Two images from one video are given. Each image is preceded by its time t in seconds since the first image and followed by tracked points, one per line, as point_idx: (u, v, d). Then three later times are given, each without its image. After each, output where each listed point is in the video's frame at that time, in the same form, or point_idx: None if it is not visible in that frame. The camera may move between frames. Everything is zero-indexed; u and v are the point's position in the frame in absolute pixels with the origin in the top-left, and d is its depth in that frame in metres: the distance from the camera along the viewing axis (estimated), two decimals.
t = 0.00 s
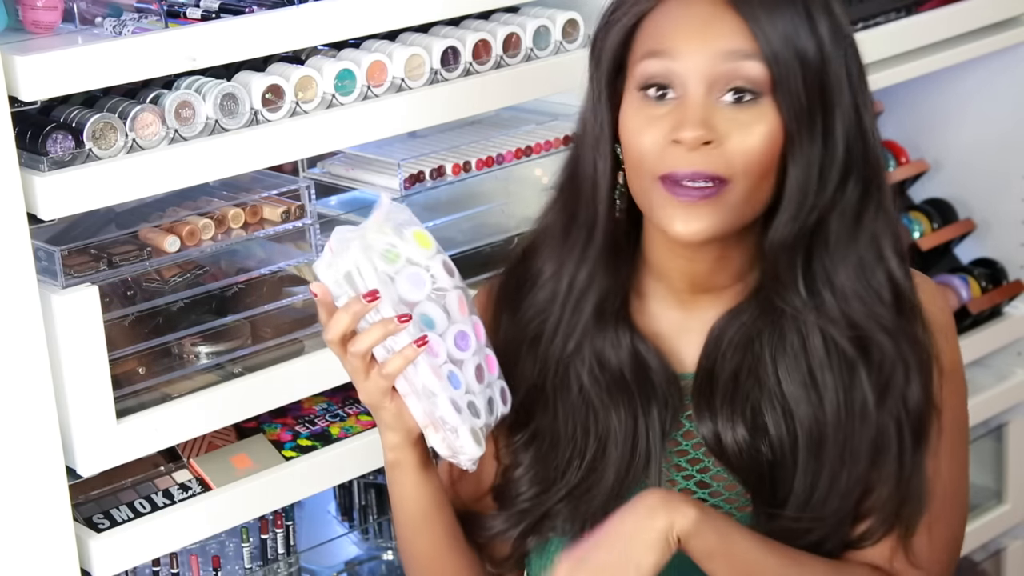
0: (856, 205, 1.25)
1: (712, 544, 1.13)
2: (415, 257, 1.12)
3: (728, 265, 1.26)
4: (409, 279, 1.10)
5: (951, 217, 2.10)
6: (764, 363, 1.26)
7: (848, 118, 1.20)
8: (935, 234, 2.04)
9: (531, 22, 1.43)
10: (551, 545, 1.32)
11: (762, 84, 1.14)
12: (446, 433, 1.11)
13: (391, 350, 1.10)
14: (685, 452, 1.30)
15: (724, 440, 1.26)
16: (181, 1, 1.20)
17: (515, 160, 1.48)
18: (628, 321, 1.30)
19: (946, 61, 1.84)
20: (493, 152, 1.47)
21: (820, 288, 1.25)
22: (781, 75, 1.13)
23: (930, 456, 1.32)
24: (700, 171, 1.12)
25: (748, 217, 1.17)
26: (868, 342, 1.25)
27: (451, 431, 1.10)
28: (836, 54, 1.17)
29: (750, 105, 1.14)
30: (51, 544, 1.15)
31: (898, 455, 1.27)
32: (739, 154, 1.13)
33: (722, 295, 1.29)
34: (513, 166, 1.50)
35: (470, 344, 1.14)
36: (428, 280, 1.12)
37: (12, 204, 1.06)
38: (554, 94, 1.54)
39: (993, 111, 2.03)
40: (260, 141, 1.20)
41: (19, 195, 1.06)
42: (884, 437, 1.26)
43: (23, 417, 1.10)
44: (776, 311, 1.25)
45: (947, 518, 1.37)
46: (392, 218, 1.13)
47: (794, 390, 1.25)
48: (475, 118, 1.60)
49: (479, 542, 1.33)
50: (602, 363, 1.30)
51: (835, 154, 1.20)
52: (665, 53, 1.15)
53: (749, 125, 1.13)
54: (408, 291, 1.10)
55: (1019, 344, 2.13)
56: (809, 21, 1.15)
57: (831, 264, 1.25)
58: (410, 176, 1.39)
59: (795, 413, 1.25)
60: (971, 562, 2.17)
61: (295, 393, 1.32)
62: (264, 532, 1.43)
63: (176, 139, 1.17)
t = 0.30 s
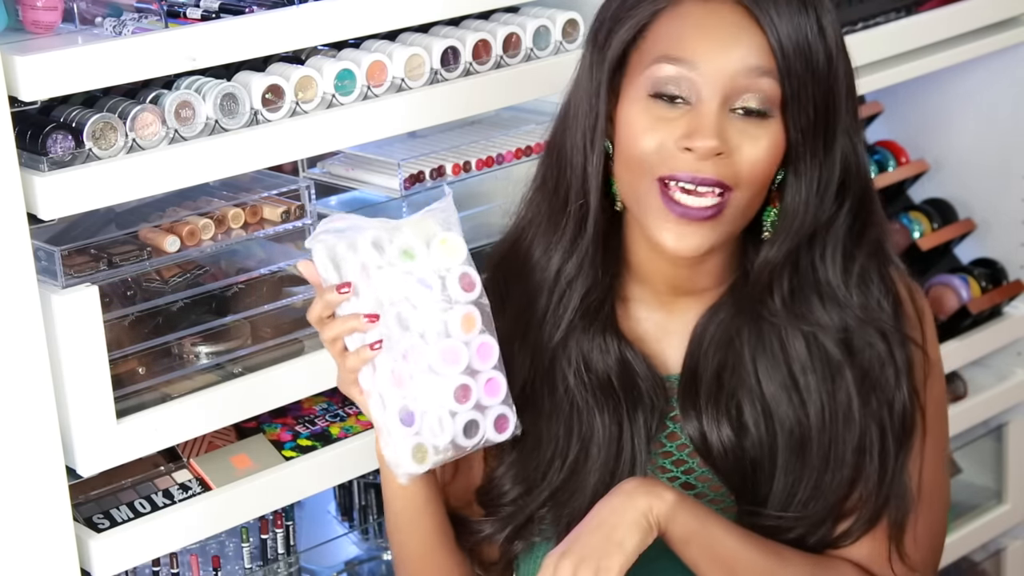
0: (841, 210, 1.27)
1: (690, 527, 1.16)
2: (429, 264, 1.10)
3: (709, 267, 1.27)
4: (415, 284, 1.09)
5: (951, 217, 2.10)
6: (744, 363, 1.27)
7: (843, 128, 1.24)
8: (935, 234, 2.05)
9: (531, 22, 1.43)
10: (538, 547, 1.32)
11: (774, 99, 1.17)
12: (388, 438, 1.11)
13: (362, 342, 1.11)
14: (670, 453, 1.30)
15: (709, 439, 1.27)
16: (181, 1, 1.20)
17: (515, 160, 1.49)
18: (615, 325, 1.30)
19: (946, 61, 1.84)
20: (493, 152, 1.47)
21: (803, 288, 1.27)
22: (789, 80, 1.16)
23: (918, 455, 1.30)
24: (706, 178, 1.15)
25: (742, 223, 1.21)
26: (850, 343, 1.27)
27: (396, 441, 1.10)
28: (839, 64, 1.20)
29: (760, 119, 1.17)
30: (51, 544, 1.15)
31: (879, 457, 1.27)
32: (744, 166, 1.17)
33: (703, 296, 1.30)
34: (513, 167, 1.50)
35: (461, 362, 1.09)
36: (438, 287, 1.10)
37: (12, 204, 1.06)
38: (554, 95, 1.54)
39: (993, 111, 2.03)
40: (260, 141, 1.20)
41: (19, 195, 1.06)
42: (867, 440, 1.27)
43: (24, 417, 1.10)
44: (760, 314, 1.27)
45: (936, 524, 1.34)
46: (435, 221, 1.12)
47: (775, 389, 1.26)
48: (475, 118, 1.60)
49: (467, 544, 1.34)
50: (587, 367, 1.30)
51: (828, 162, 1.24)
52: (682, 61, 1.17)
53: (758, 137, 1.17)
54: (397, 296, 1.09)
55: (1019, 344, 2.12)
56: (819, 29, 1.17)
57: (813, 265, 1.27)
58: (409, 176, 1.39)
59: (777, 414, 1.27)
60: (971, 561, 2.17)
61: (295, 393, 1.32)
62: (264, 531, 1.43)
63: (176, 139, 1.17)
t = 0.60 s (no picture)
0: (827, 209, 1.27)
1: (679, 529, 1.16)
2: (420, 275, 1.08)
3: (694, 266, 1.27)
4: (404, 296, 1.07)
5: (951, 217, 2.10)
6: (732, 361, 1.27)
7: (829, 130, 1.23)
8: (935, 234, 2.05)
9: (532, 22, 1.43)
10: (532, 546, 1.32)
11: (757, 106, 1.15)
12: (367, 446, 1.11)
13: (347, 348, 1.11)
14: (661, 453, 1.30)
15: (700, 438, 1.27)
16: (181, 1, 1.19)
17: (515, 160, 1.49)
18: (605, 323, 1.30)
19: (946, 61, 1.84)
20: (493, 152, 1.47)
21: (792, 284, 1.27)
22: (773, 84, 1.14)
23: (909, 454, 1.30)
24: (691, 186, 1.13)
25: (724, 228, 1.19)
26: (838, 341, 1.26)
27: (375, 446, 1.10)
28: (823, 66, 1.19)
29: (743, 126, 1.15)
30: (51, 544, 1.15)
31: (869, 455, 1.27)
32: (727, 172, 1.15)
33: (691, 296, 1.29)
34: (513, 167, 1.50)
35: (447, 375, 1.09)
36: (429, 299, 1.08)
37: (12, 204, 1.06)
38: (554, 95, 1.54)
39: (993, 110, 2.03)
40: (260, 141, 1.20)
41: (19, 195, 1.06)
42: (855, 439, 1.27)
43: (24, 417, 1.10)
44: (747, 313, 1.26)
45: (928, 518, 1.34)
46: (433, 231, 1.10)
47: (762, 387, 1.26)
48: (475, 118, 1.60)
49: (461, 542, 1.34)
50: (577, 366, 1.29)
51: (813, 165, 1.23)
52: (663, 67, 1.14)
53: (739, 145, 1.15)
54: (384, 306, 1.08)
55: (1020, 344, 2.12)
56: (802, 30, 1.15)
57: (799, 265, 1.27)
58: (410, 176, 1.39)
59: (766, 412, 1.26)
60: (971, 561, 2.17)
61: (295, 393, 1.32)
62: (264, 531, 1.43)
63: (176, 139, 1.17)
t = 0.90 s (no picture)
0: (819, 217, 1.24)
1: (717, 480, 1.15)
2: (407, 276, 1.09)
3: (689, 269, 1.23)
4: (390, 296, 1.08)
5: (951, 217, 2.11)
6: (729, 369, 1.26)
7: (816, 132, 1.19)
8: (935, 234, 2.04)
9: (531, 22, 1.43)
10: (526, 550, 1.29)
11: (732, 100, 1.11)
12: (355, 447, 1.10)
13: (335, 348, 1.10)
14: (656, 457, 1.29)
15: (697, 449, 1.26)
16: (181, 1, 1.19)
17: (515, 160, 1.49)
18: (597, 330, 1.30)
19: (946, 61, 1.84)
20: (493, 152, 1.47)
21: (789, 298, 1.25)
22: (749, 88, 1.11)
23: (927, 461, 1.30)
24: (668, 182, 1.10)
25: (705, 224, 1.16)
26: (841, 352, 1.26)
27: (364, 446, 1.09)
28: (805, 68, 1.15)
29: (717, 118, 1.12)
30: (51, 544, 1.15)
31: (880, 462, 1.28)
32: (703, 166, 1.12)
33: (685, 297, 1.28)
34: (513, 167, 1.50)
35: (434, 372, 1.08)
36: (416, 299, 1.08)
37: (12, 204, 1.06)
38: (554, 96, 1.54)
39: (993, 110, 2.03)
40: (260, 141, 1.20)
41: (19, 195, 1.06)
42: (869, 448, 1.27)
43: (24, 417, 1.10)
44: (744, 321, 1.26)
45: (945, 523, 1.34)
46: (419, 232, 1.11)
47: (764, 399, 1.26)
48: (475, 118, 1.60)
49: (456, 545, 1.32)
50: (569, 372, 1.29)
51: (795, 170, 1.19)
52: (636, 63, 1.13)
53: (715, 141, 1.12)
54: (370, 305, 1.08)
55: (1019, 344, 2.12)
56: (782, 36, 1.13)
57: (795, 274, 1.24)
58: (410, 176, 1.39)
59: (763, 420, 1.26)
60: (971, 562, 2.17)
61: (296, 394, 1.32)
62: (264, 531, 1.43)
63: (176, 139, 1.17)
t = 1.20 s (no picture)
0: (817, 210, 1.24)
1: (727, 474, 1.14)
2: (409, 284, 1.09)
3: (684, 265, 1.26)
4: (394, 303, 1.08)
5: (951, 217, 2.10)
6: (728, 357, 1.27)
7: (811, 128, 1.19)
8: (935, 234, 2.04)
9: (531, 22, 1.43)
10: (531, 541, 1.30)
11: (727, 111, 1.11)
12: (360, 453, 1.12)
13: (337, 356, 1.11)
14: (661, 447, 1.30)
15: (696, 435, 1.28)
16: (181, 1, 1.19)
17: (515, 160, 1.49)
18: (603, 314, 1.30)
19: (946, 61, 1.84)
20: (493, 152, 1.47)
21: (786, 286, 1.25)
22: (742, 87, 1.10)
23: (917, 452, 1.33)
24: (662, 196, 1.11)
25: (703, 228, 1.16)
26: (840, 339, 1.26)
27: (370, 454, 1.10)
28: (799, 63, 1.15)
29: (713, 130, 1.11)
30: (50, 544, 1.15)
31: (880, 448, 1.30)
32: (701, 177, 1.11)
33: (686, 292, 1.28)
34: (513, 167, 1.50)
35: (438, 381, 1.09)
36: (418, 307, 1.09)
37: (12, 204, 1.06)
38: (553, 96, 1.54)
39: (993, 110, 2.03)
40: (260, 141, 1.20)
41: (19, 195, 1.06)
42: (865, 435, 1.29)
43: (24, 417, 1.10)
44: (743, 308, 1.25)
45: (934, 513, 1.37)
46: (420, 237, 1.11)
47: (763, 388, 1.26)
48: (475, 118, 1.60)
49: (464, 541, 1.34)
50: (575, 357, 1.31)
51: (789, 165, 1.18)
52: (630, 75, 1.12)
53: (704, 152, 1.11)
54: (372, 313, 1.08)
55: (1019, 344, 2.12)
56: (777, 32, 1.12)
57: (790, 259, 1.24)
58: (410, 176, 1.39)
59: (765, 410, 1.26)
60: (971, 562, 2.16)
61: (296, 393, 1.32)
62: (264, 532, 1.43)
63: (176, 139, 1.17)
